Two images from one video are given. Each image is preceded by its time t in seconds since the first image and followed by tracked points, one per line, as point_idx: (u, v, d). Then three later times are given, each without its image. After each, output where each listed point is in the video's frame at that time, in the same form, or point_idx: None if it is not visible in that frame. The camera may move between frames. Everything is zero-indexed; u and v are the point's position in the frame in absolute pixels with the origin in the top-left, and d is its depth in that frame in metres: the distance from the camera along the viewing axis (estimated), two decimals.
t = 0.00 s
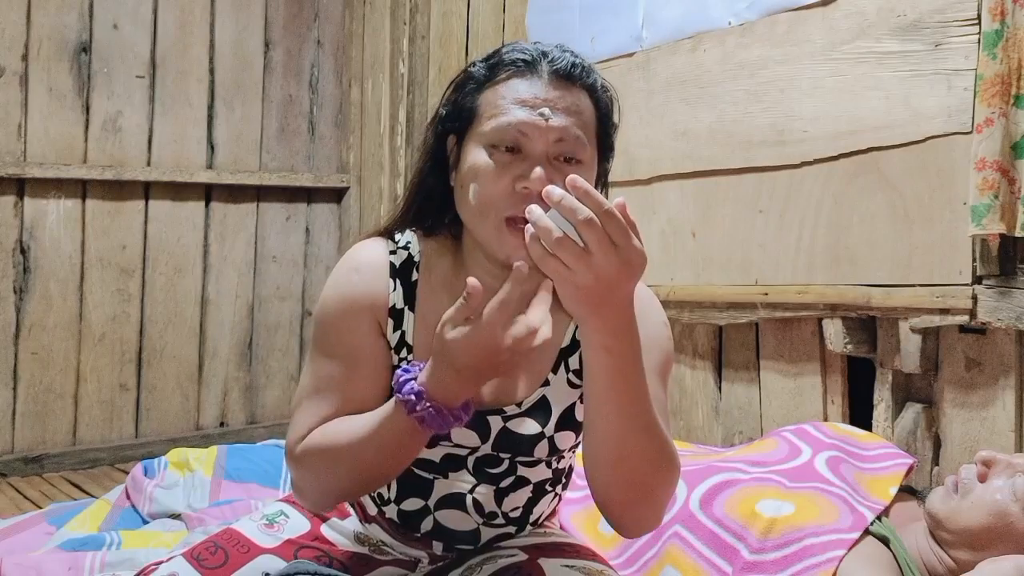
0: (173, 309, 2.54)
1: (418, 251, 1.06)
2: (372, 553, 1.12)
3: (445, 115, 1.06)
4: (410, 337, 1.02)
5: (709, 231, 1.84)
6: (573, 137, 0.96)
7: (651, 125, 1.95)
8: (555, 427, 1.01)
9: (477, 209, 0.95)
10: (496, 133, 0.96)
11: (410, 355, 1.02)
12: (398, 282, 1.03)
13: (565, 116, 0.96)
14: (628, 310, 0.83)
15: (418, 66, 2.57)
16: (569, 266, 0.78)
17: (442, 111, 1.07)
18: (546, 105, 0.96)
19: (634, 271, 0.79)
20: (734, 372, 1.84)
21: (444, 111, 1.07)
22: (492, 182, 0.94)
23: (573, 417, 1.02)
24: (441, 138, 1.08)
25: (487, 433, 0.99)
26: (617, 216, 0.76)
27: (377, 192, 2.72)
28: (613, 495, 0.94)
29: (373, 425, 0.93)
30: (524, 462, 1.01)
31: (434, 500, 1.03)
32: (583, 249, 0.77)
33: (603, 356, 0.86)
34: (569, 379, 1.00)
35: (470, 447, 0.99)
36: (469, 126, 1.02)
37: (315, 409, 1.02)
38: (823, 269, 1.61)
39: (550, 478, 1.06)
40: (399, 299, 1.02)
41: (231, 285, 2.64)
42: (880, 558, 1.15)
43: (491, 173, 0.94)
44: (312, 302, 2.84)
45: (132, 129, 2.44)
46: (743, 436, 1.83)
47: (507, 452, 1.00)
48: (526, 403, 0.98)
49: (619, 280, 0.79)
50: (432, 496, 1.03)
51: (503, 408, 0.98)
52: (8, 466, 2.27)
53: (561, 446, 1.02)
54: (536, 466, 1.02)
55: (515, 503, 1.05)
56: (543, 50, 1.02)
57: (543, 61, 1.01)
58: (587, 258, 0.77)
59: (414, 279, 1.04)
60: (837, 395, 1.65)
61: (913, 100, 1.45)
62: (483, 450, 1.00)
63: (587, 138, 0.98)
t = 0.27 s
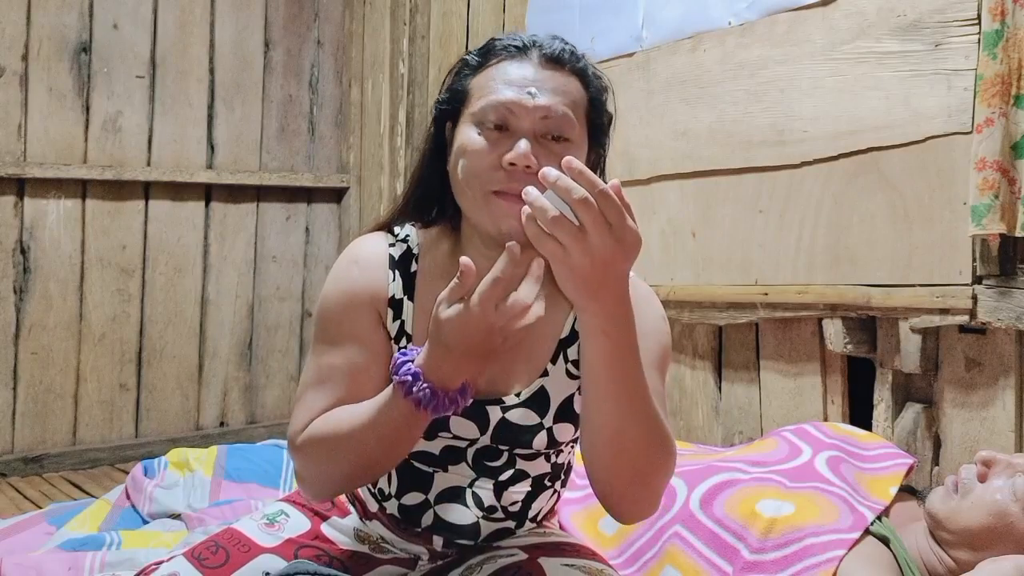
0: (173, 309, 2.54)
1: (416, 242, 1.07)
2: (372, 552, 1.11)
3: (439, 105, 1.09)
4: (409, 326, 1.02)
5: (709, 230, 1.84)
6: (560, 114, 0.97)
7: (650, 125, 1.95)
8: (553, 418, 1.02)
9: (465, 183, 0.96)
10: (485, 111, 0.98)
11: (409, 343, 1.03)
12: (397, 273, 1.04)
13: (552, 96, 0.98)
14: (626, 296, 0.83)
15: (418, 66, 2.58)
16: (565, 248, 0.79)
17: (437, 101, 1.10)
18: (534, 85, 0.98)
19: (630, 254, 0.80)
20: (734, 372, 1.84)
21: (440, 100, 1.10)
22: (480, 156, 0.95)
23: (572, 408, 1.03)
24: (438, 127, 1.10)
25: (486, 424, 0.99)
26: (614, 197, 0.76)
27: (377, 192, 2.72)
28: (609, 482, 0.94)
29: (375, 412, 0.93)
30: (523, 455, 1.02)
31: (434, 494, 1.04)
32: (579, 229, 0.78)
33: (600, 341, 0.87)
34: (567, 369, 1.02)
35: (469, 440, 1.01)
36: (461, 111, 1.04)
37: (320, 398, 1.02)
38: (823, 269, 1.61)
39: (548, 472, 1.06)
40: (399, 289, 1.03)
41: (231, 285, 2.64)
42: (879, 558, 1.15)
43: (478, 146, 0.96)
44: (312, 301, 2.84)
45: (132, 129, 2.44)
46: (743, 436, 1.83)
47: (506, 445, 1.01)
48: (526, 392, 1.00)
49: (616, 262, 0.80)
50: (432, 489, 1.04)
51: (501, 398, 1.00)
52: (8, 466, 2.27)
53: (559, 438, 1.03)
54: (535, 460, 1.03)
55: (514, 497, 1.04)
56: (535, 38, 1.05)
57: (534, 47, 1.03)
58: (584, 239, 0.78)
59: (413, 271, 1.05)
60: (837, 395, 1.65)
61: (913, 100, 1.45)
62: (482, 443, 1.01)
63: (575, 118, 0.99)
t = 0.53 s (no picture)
0: (173, 309, 2.54)
1: (412, 243, 1.08)
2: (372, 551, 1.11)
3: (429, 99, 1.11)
4: (406, 325, 1.01)
5: (709, 230, 1.84)
6: (543, 102, 0.98)
7: (650, 125, 1.95)
8: (553, 417, 1.01)
9: (452, 175, 0.98)
10: (468, 105, 0.99)
11: (407, 342, 1.02)
12: (394, 274, 1.04)
13: (533, 84, 0.99)
14: (624, 323, 0.82)
15: (418, 67, 2.58)
16: (566, 283, 0.78)
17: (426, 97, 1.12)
18: (515, 76, 1.00)
19: (631, 288, 0.78)
20: (733, 372, 1.84)
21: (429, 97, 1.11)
22: (464, 148, 0.97)
23: (572, 408, 1.02)
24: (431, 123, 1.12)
25: (484, 422, 0.99)
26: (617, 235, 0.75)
27: (377, 192, 2.72)
28: (604, 496, 0.95)
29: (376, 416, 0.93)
30: (523, 452, 1.01)
31: (434, 490, 1.04)
32: (581, 267, 0.76)
33: (597, 367, 0.86)
34: (567, 371, 1.02)
35: (467, 438, 0.99)
36: (450, 105, 1.06)
37: (319, 403, 1.02)
38: (822, 269, 1.61)
39: (549, 470, 1.05)
40: (395, 289, 1.03)
41: (231, 285, 2.64)
42: (879, 557, 1.15)
43: (463, 139, 0.97)
44: (312, 301, 2.84)
45: (132, 129, 2.44)
46: (743, 436, 1.83)
47: (505, 443, 1.00)
48: (523, 391, 1.01)
49: (616, 295, 0.79)
50: (432, 486, 1.04)
51: (499, 396, 1.00)
52: (8, 466, 2.27)
53: (559, 436, 1.02)
54: (535, 458, 1.02)
55: (514, 494, 1.05)
56: (516, 30, 1.06)
57: (515, 39, 1.05)
58: (586, 276, 0.77)
59: (409, 270, 1.04)
60: (837, 395, 1.65)
61: (913, 100, 1.45)
62: (482, 440, 0.99)
63: (559, 104, 1.00)
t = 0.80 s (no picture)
0: (173, 308, 2.54)
1: (409, 245, 1.08)
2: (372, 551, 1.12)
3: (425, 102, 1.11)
4: (400, 328, 1.01)
5: (709, 230, 1.84)
6: (536, 118, 0.98)
7: (650, 125, 1.95)
8: (550, 420, 1.01)
9: (444, 188, 1.00)
10: (462, 118, 1.00)
11: (403, 344, 1.02)
12: (390, 277, 1.04)
13: (528, 100, 0.99)
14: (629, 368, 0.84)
15: (418, 67, 2.58)
16: (581, 338, 0.79)
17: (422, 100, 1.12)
18: (510, 90, 0.99)
19: (641, 340, 0.80)
20: (733, 372, 1.84)
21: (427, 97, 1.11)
22: (456, 162, 0.98)
23: (569, 411, 1.02)
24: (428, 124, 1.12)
25: (481, 424, 0.99)
26: (637, 297, 0.76)
27: (377, 192, 2.72)
28: (598, 518, 0.98)
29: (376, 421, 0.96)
30: (521, 453, 1.01)
31: (434, 490, 1.04)
32: (598, 324, 0.77)
33: (601, 406, 0.88)
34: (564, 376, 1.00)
35: (465, 439, 1.00)
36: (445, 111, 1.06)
37: (310, 408, 1.04)
38: (822, 269, 1.61)
39: (548, 471, 1.05)
40: (390, 293, 1.03)
41: (231, 285, 2.64)
42: (879, 557, 1.15)
43: (456, 154, 0.98)
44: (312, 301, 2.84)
45: (132, 129, 2.44)
46: (743, 436, 1.83)
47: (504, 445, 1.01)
48: (520, 396, 0.98)
49: (626, 348, 0.80)
50: (432, 485, 1.04)
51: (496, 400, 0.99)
52: (8, 466, 2.27)
53: (558, 440, 1.02)
54: (533, 458, 1.02)
55: (514, 494, 1.05)
56: (514, 35, 1.05)
57: (513, 46, 1.03)
58: (601, 332, 0.78)
59: (405, 274, 1.04)
60: (837, 396, 1.65)
61: (914, 100, 1.45)
62: (480, 442, 1.00)
63: (553, 118, 1.00)
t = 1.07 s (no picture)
0: (173, 309, 2.54)
1: (406, 244, 1.08)
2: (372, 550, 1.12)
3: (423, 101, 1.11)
4: (397, 328, 1.02)
5: (709, 230, 1.84)
6: (538, 122, 0.98)
7: (651, 125, 1.95)
8: (547, 419, 1.02)
9: (445, 191, 1.00)
10: (464, 121, 0.99)
11: (399, 344, 1.02)
12: (387, 277, 1.05)
13: (530, 103, 0.98)
14: (624, 370, 0.83)
15: (417, 67, 2.57)
16: (577, 341, 0.77)
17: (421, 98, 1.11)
18: (512, 94, 0.98)
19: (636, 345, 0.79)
20: (733, 372, 1.84)
21: (427, 96, 1.11)
22: (459, 166, 0.98)
23: (566, 409, 1.03)
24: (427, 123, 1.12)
25: (478, 422, 1.00)
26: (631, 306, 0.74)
27: (377, 192, 2.72)
28: (593, 514, 0.97)
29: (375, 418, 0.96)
30: (520, 451, 1.02)
31: (433, 487, 1.04)
32: (593, 327, 0.76)
33: (597, 406, 0.87)
34: (561, 376, 1.00)
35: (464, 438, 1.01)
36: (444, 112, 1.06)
37: (306, 407, 1.05)
38: (822, 268, 1.61)
39: (546, 468, 1.05)
40: (387, 293, 1.03)
41: (231, 285, 2.65)
42: (879, 557, 1.15)
43: (458, 158, 0.98)
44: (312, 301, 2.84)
45: (132, 129, 2.44)
46: (743, 436, 1.83)
47: (501, 443, 1.01)
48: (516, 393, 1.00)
49: (622, 352, 0.79)
50: (430, 483, 1.04)
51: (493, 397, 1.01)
52: (8, 467, 2.27)
53: (553, 437, 1.03)
54: (532, 456, 1.03)
55: (512, 491, 1.05)
56: (515, 35, 1.04)
57: (513, 47, 1.02)
58: (597, 335, 0.77)
59: (402, 273, 1.05)
60: (837, 395, 1.65)
61: (913, 100, 1.45)
62: (478, 441, 1.01)
63: (555, 122, 1.00)
